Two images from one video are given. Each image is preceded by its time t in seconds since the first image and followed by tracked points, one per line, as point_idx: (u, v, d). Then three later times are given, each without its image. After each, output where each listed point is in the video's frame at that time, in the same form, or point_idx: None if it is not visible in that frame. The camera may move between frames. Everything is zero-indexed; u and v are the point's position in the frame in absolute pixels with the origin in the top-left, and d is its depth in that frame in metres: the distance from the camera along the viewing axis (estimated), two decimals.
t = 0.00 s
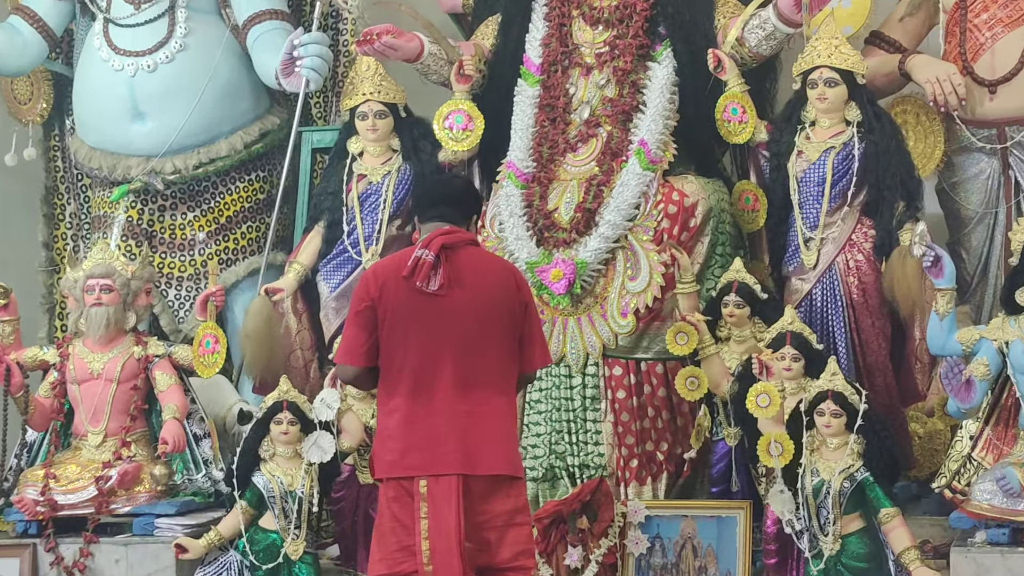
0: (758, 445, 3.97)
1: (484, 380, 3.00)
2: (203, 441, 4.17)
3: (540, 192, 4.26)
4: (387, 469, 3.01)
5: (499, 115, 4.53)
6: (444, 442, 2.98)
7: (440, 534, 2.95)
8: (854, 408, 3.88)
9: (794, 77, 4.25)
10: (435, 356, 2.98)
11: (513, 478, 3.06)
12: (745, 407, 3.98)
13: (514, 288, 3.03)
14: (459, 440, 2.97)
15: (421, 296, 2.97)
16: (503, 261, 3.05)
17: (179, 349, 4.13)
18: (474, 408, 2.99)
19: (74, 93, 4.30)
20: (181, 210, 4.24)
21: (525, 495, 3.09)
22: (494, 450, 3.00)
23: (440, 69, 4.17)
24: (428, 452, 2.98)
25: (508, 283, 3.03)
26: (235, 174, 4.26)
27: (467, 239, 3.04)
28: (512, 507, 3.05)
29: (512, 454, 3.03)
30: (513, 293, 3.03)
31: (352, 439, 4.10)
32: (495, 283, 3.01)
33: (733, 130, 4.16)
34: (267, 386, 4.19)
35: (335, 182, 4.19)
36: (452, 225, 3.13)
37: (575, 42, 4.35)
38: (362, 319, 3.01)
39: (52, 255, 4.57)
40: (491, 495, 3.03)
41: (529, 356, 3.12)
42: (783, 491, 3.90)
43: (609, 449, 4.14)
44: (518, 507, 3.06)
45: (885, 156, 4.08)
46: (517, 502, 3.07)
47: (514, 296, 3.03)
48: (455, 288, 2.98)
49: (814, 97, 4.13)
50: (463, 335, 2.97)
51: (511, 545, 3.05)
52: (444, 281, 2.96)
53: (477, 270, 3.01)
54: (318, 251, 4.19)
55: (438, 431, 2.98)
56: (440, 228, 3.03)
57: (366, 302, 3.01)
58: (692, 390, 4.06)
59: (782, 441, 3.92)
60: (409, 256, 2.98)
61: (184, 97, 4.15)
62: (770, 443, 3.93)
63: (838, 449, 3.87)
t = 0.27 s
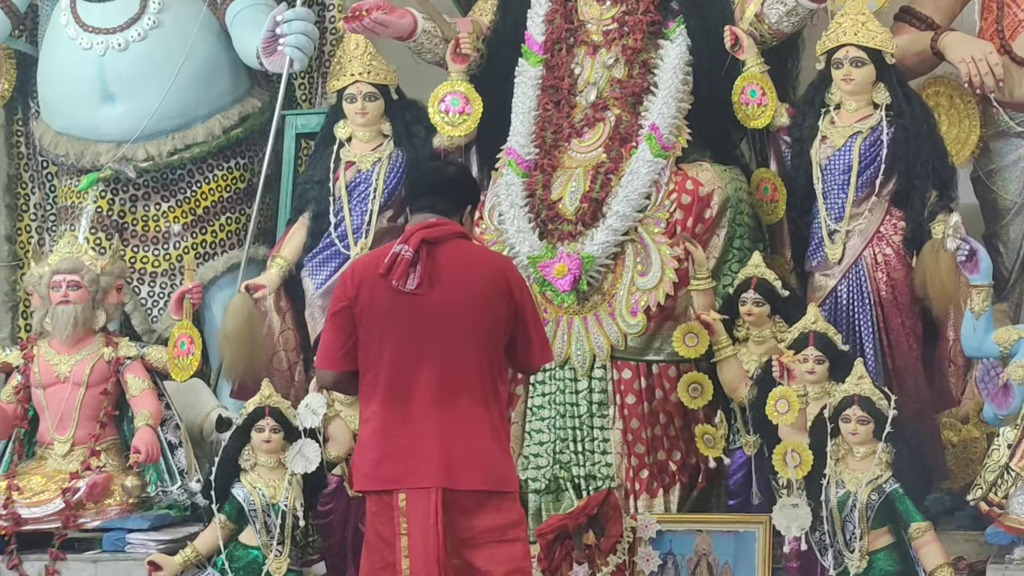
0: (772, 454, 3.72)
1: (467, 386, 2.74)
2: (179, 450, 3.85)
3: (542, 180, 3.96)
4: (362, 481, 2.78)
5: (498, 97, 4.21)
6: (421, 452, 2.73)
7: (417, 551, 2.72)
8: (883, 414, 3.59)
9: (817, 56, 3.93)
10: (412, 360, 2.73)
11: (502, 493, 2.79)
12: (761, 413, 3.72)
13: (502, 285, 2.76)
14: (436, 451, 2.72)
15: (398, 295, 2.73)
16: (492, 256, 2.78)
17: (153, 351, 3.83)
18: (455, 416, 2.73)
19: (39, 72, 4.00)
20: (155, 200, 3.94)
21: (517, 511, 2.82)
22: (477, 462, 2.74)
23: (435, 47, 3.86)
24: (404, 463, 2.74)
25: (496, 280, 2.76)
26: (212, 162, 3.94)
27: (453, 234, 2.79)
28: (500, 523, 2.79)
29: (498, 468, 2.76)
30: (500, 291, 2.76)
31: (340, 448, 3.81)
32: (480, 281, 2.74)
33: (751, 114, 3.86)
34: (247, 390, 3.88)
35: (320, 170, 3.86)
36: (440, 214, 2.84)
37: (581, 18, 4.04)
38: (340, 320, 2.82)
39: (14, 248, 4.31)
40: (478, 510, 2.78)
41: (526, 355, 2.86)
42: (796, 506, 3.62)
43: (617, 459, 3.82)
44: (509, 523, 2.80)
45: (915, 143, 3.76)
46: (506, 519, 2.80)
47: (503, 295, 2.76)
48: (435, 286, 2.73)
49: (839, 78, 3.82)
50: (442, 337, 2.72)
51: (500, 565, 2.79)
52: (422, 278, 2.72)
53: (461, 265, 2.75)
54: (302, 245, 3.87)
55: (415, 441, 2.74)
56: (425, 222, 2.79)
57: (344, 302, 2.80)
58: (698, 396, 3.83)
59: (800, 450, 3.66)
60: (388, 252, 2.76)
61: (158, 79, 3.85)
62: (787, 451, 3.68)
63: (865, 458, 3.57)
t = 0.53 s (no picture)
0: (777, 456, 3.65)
1: (453, 388, 2.64)
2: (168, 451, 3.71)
3: (542, 174, 3.85)
4: (350, 484, 2.71)
5: (496, 89, 4.08)
6: (407, 455, 2.65)
7: (405, 556, 2.63)
8: (892, 414, 3.56)
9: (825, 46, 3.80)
10: (397, 361, 2.64)
11: (492, 496, 2.69)
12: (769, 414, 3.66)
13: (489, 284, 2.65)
14: (422, 454, 2.64)
15: (383, 294, 2.65)
16: (479, 254, 2.67)
17: (141, 350, 3.71)
18: (441, 419, 2.64)
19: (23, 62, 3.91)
20: (143, 194, 3.82)
21: (510, 515, 2.72)
22: (466, 465, 2.65)
23: (432, 37, 3.74)
24: (390, 466, 2.66)
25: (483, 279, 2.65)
26: (202, 155, 3.83)
27: (440, 231, 2.68)
28: (491, 526, 2.69)
29: (487, 470, 2.66)
30: (487, 288, 2.66)
31: (334, 450, 3.69)
32: (465, 278, 2.64)
33: (757, 105, 3.76)
34: (238, 390, 3.75)
35: (313, 163, 3.76)
36: (428, 211, 2.73)
37: (582, 7, 3.92)
38: (327, 320, 2.74)
39: None
40: (468, 513, 2.69)
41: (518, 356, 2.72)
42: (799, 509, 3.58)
43: (618, 461, 3.70)
44: (500, 526, 2.70)
45: (927, 136, 3.66)
46: (497, 522, 2.70)
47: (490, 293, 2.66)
48: (420, 285, 2.64)
49: (848, 69, 3.71)
50: (427, 338, 2.63)
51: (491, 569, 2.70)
52: (406, 277, 2.63)
53: (447, 264, 2.65)
54: (295, 240, 3.76)
55: (400, 443, 2.66)
56: (411, 219, 2.69)
57: (330, 302, 2.73)
58: (693, 396, 3.71)
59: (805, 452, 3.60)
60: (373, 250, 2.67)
61: (147, 69, 3.75)
62: (792, 453, 3.62)
63: (874, 460, 3.55)
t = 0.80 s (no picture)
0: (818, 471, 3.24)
1: (441, 401, 2.25)
2: (127, 467, 3.35)
3: (545, 157, 3.49)
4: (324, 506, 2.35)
5: (492, 62, 3.62)
6: (388, 476, 2.27)
7: None
8: (935, 426, 3.14)
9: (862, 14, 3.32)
10: (377, 369, 2.27)
11: (484, 519, 2.31)
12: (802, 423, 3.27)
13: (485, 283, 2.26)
14: (404, 476, 2.26)
15: (360, 291, 2.26)
16: (474, 248, 2.27)
17: (97, 352, 3.34)
18: (427, 436, 2.26)
19: None
20: (100, 179, 3.44)
21: (504, 538, 2.33)
22: (455, 490, 2.27)
23: (422, 4, 3.36)
24: (368, 488, 2.29)
25: (477, 278, 2.25)
26: (165, 135, 3.45)
27: (429, 220, 2.29)
28: (480, 552, 2.31)
29: (480, 491, 2.28)
30: (479, 285, 2.25)
31: (313, 465, 3.32)
32: (454, 274, 2.24)
33: (786, 81, 3.35)
34: (205, 400, 3.38)
35: (290, 145, 3.40)
36: (414, 199, 2.33)
37: None
38: (300, 320, 2.36)
39: None
40: (454, 535, 2.30)
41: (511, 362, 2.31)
42: (848, 529, 3.17)
43: (631, 477, 3.36)
44: (494, 554, 2.31)
45: (971, 116, 3.19)
46: (489, 547, 2.31)
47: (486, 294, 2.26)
48: (403, 283, 2.25)
49: (887, 39, 3.28)
50: (410, 343, 2.24)
51: None
52: (387, 273, 2.24)
53: (435, 259, 2.25)
54: (269, 231, 3.40)
55: (380, 461, 2.28)
56: (397, 207, 2.30)
57: (304, 301, 2.34)
58: (710, 402, 3.33)
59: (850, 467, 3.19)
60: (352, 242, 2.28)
61: (105, 40, 3.38)
62: (834, 468, 3.21)
63: (915, 477, 3.11)
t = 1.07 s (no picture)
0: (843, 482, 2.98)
1: (434, 409, 2.02)
2: (99, 476, 3.18)
3: (547, 143, 3.26)
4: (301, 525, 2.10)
5: (491, 40, 3.33)
6: (373, 491, 2.03)
7: None
8: (964, 432, 2.86)
9: None
10: (364, 373, 2.03)
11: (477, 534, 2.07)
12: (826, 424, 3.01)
13: (485, 282, 2.03)
14: (392, 491, 2.02)
15: (347, 286, 2.03)
16: (473, 242, 2.05)
17: (65, 353, 3.17)
18: (418, 448, 2.03)
19: None
20: (68, 166, 3.28)
21: (498, 554, 2.08)
22: (447, 507, 2.03)
23: None
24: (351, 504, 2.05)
25: (476, 275, 2.03)
26: (138, 120, 3.30)
27: (423, 212, 2.06)
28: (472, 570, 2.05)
29: (477, 505, 2.04)
30: (478, 282, 2.03)
31: (295, 473, 3.11)
32: (451, 270, 2.02)
33: (803, 61, 3.08)
34: (180, 405, 3.18)
35: (272, 130, 3.26)
36: (405, 187, 2.09)
37: None
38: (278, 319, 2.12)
39: None
40: (441, 550, 2.06)
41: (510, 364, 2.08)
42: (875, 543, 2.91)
43: (637, 486, 3.14)
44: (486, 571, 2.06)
45: (1007, 97, 2.88)
46: (484, 564, 2.06)
47: (486, 294, 2.04)
48: (394, 279, 2.02)
49: (913, 17, 2.98)
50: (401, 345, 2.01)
51: None
52: (377, 268, 2.01)
53: (430, 253, 2.02)
54: (250, 222, 3.25)
55: (365, 476, 2.04)
56: (388, 197, 2.08)
57: (285, 296, 2.09)
58: (739, 407, 3.09)
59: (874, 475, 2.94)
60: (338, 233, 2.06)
61: (72, 18, 3.27)
62: (859, 476, 2.96)
63: (943, 487, 2.85)
